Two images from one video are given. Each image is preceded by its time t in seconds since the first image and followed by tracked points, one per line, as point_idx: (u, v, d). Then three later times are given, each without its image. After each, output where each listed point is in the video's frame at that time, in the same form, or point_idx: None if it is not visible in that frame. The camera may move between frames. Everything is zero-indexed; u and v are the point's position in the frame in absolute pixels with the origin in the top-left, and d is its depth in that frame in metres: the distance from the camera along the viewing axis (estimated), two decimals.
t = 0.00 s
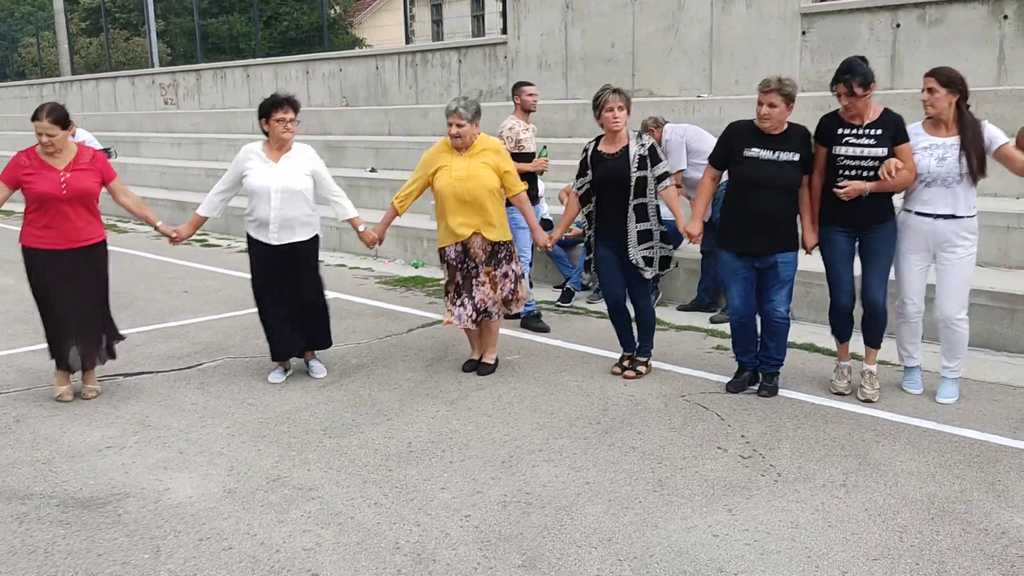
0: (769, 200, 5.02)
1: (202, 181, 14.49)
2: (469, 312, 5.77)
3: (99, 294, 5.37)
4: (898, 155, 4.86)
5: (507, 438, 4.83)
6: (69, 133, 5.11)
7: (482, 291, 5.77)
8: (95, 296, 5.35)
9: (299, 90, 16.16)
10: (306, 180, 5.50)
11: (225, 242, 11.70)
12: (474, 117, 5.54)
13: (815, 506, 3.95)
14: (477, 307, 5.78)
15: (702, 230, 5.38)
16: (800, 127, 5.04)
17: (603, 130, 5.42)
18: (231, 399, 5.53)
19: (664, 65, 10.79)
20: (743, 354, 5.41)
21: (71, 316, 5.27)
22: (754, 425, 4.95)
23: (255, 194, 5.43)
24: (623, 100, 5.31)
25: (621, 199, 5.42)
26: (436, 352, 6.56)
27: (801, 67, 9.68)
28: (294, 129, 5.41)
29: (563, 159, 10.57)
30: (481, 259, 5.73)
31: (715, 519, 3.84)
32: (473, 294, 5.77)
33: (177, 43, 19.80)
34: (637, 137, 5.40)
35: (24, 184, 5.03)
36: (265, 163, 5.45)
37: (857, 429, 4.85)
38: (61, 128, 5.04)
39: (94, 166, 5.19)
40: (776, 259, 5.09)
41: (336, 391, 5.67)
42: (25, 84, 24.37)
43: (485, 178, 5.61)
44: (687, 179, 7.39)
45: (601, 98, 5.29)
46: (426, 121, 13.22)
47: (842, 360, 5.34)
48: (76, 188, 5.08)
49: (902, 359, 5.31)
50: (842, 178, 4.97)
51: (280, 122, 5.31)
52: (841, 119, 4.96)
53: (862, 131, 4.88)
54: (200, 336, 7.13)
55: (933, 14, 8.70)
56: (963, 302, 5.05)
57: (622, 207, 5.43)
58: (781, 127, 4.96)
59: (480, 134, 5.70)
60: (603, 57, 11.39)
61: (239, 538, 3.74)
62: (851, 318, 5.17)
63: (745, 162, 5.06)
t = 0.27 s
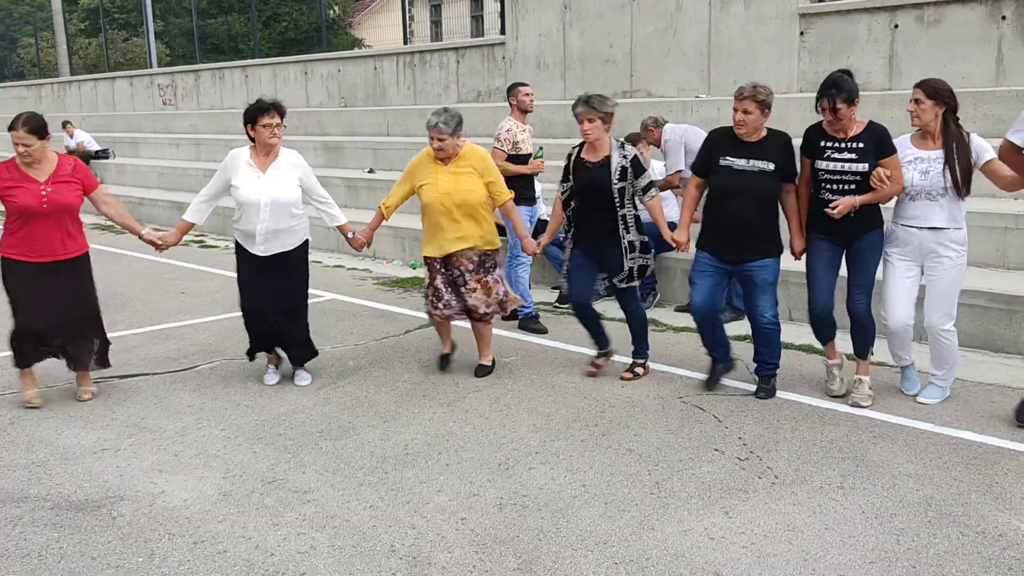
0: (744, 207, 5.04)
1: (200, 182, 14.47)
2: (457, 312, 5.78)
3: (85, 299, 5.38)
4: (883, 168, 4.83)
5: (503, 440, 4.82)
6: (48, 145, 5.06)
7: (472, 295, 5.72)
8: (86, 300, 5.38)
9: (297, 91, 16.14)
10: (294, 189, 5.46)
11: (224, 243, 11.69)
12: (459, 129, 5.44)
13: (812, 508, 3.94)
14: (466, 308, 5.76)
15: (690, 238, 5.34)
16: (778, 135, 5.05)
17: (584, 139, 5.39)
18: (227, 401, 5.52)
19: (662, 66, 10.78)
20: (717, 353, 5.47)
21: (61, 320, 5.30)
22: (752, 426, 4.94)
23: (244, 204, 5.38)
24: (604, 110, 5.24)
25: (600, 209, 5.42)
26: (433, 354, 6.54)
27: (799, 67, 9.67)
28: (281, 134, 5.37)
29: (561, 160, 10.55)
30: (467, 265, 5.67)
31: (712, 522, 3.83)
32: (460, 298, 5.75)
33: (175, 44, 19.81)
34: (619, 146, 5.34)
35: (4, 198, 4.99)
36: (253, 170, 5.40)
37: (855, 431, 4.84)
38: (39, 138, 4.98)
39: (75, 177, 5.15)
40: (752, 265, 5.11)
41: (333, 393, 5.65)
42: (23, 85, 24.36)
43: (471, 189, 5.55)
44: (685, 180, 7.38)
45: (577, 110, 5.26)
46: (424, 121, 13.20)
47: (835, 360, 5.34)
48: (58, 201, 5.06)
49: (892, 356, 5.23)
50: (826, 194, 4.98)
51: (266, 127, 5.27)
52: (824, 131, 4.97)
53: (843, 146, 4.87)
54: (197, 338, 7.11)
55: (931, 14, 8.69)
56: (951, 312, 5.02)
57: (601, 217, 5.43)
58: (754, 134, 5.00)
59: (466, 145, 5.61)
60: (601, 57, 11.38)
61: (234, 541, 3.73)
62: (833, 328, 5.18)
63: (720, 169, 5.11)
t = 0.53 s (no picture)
0: (699, 207, 5.07)
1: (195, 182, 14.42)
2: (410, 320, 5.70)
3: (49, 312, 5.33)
4: (853, 165, 4.79)
5: (499, 442, 4.79)
6: None
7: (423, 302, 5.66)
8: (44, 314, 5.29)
9: (292, 91, 16.10)
10: (268, 189, 5.36)
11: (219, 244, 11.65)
12: (417, 134, 5.34)
13: (809, 510, 3.92)
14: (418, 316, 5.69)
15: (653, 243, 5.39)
16: (734, 136, 5.07)
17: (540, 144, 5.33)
18: (221, 404, 5.48)
19: (658, 66, 10.76)
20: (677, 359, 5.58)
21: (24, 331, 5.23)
22: (748, 429, 4.92)
23: (217, 203, 5.28)
24: (562, 116, 5.16)
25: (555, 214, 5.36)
26: (428, 355, 6.51)
27: (795, 68, 9.66)
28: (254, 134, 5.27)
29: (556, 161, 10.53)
30: (422, 270, 5.61)
31: (708, 525, 3.81)
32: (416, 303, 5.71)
33: (171, 44, 19.76)
34: (577, 150, 5.28)
35: None
36: (226, 170, 5.30)
37: (852, 433, 4.82)
38: None
39: (22, 182, 5.08)
40: (710, 267, 5.14)
41: (327, 396, 5.62)
42: (17, 85, 24.29)
43: (425, 195, 5.45)
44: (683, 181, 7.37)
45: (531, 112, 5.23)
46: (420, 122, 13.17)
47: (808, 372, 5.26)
48: None
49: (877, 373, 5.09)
50: (796, 190, 4.99)
51: (239, 126, 5.18)
52: (794, 126, 4.98)
53: (810, 141, 4.88)
54: (191, 340, 7.08)
55: (927, 15, 8.67)
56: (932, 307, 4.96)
57: (557, 221, 5.36)
58: (712, 135, 5.05)
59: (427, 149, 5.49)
60: (597, 58, 11.36)
61: (227, 546, 3.70)
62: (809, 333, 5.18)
63: (676, 170, 5.14)
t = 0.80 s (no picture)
0: (668, 199, 5.14)
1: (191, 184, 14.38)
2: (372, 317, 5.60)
3: None
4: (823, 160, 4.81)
5: (497, 444, 4.77)
6: None
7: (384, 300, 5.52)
8: None
9: (289, 92, 16.07)
10: (242, 184, 5.25)
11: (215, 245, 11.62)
12: (386, 126, 5.30)
13: (808, 512, 3.91)
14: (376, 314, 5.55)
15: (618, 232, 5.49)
16: (705, 128, 5.12)
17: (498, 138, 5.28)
18: (217, 406, 5.46)
19: (655, 67, 10.76)
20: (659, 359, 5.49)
21: None
22: (746, 430, 4.91)
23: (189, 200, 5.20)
24: (518, 114, 5.09)
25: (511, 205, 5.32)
26: (426, 357, 6.49)
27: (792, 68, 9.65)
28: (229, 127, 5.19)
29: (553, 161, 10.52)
30: (387, 268, 5.50)
31: (707, 527, 3.80)
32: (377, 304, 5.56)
33: (167, 45, 19.72)
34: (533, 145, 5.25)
35: None
36: (199, 165, 5.22)
37: (850, 434, 4.81)
38: None
39: None
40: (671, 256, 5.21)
41: (325, 397, 5.61)
42: (13, 86, 24.21)
43: (387, 187, 5.35)
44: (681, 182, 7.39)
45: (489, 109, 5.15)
46: (416, 123, 13.15)
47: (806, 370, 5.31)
48: None
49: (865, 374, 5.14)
50: (767, 184, 5.03)
51: (214, 120, 5.10)
52: (769, 120, 4.99)
53: (782, 136, 4.90)
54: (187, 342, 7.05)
55: (923, 15, 8.67)
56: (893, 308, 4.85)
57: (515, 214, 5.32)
58: (684, 126, 5.11)
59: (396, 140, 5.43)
60: (594, 58, 11.35)
61: (224, 549, 3.68)
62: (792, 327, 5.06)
63: (647, 161, 5.22)
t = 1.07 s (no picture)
0: (646, 206, 5.08)
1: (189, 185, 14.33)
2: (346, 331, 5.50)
3: None
4: (796, 169, 4.81)
5: (497, 447, 4.74)
6: None
7: (359, 313, 5.44)
8: None
9: (286, 93, 16.03)
10: (219, 194, 5.14)
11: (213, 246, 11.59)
12: (363, 129, 5.25)
13: (812, 515, 3.88)
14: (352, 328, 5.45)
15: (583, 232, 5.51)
16: (685, 138, 5.09)
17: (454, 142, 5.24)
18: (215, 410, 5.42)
19: (653, 68, 10.73)
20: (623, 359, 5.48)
21: None
22: (747, 433, 4.89)
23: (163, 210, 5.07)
24: (474, 115, 5.07)
25: (472, 210, 5.30)
26: (425, 359, 6.46)
27: (791, 68, 9.63)
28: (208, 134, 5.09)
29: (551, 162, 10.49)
30: (357, 279, 5.42)
31: (710, 531, 3.77)
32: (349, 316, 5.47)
33: (164, 46, 19.67)
34: (487, 150, 5.21)
35: None
36: (175, 173, 5.09)
37: (852, 436, 4.79)
38: None
39: None
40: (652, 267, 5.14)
41: (323, 400, 5.57)
42: (9, 87, 24.14)
43: (362, 196, 5.29)
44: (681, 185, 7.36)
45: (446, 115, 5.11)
46: (414, 124, 13.12)
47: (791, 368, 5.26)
48: None
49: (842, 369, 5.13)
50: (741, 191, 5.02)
51: (193, 127, 5.01)
52: (744, 127, 4.99)
53: (756, 144, 4.90)
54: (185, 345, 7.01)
55: (923, 16, 8.65)
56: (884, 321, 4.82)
57: (476, 219, 5.30)
58: (663, 135, 5.05)
59: (368, 149, 5.38)
60: (592, 59, 11.33)
61: (223, 554, 3.65)
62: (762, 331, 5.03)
63: (626, 169, 5.16)
